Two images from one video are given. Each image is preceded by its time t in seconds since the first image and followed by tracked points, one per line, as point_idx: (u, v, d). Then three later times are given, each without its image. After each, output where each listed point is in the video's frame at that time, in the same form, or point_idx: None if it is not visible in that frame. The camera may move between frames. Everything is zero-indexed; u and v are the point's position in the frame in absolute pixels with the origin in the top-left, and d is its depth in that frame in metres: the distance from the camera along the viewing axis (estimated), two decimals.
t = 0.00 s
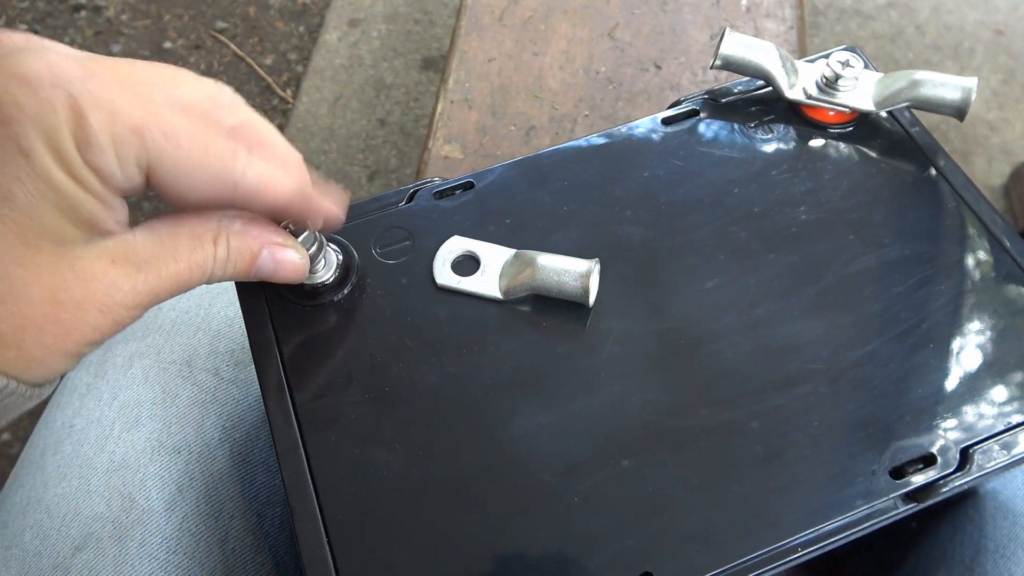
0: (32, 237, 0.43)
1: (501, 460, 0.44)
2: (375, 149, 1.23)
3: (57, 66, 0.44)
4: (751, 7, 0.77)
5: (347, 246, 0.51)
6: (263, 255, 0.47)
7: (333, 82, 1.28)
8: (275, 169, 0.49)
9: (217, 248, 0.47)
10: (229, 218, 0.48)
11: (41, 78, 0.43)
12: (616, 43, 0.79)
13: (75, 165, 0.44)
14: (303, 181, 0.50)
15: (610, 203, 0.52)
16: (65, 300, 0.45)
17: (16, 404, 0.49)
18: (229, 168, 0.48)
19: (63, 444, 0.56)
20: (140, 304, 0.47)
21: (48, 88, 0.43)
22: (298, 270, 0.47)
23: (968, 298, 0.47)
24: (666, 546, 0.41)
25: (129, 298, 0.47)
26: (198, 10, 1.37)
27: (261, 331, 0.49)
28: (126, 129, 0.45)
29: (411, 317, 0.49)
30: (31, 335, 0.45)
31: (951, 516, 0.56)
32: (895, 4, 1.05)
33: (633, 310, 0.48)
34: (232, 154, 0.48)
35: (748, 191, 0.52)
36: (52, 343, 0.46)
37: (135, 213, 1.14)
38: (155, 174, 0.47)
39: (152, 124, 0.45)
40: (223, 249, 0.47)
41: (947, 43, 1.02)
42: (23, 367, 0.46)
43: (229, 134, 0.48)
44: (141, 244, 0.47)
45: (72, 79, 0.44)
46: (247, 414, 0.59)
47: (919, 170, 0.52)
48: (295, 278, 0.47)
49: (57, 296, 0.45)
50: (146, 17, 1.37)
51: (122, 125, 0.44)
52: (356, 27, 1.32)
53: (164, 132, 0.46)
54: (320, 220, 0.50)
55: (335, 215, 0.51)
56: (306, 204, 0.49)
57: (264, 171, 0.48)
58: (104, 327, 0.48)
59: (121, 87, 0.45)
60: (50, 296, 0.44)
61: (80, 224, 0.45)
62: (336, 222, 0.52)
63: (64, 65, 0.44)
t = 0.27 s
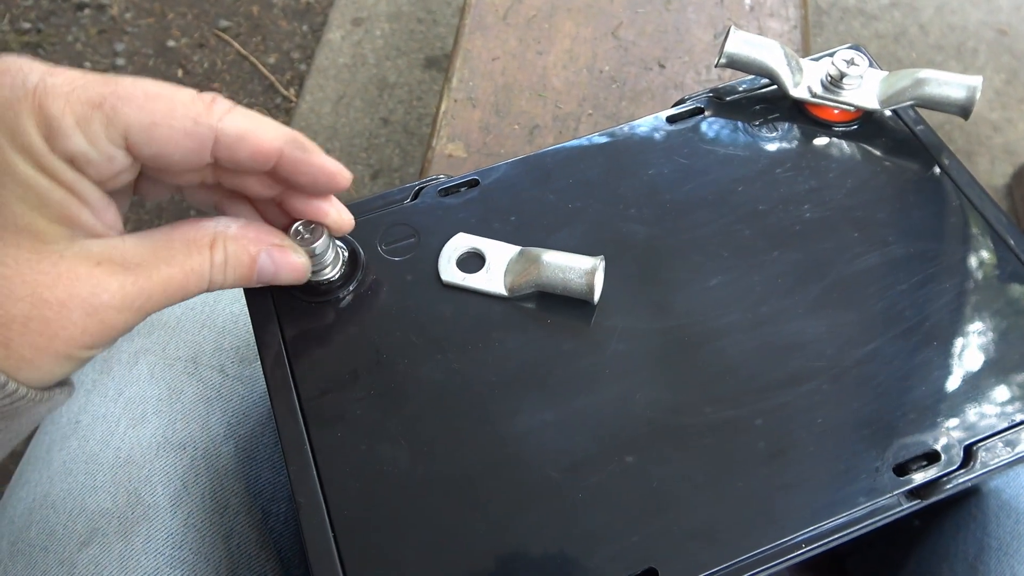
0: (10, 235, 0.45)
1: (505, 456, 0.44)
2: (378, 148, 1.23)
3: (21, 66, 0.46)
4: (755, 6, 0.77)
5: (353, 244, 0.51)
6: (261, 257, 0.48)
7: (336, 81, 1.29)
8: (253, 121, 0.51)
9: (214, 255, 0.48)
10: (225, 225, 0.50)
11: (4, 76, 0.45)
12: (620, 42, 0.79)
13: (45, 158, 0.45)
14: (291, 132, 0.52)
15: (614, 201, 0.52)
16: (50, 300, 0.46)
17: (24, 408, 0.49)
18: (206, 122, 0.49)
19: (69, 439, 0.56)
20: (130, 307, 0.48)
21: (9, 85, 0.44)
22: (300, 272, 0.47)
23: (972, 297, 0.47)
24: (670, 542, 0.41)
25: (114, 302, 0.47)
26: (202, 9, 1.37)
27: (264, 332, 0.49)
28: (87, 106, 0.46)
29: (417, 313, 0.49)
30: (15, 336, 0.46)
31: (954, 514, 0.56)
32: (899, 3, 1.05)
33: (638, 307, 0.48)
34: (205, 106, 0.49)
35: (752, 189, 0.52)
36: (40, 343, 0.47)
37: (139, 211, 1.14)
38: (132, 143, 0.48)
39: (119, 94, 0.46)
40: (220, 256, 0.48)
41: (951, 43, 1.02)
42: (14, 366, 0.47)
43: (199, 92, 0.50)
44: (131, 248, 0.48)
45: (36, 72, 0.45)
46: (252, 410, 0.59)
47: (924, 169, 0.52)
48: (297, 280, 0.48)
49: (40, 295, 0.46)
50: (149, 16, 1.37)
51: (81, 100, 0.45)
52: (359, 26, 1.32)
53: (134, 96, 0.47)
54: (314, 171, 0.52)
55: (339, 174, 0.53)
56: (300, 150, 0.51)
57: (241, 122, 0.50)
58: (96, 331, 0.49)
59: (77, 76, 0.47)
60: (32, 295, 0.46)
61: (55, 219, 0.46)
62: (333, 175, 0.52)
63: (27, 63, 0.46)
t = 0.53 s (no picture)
0: (9, 246, 0.46)
1: (509, 455, 0.44)
2: (380, 147, 1.23)
3: (28, 79, 0.46)
4: (759, 6, 0.78)
5: (359, 243, 0.51)
6: (259, 258, 0.49)
7: (339, 80, 1.29)
8: (257, 135, 0.50)
9: (210, 258, 0.50)
10: (220, 229, 0.51)
11: (9, 90, 0.45)
12: (623, 41, 0.79)
13: (47, 171, 0.46)
14: (297, 145, 0.51)
15: (618, 201, 0.52)
16: (47, 311, 0.47)
17: (26, 419, 0.50)
18: (210, 136, 0.49)
19: (75, 437, 0.56)
20: (127, 317, 0.50)
21: (15, 99, 0.45)
22: (300, 269, 0.49)
23: (976, 296, 0.47)
24: (674, 541, 0.42)
25: (113, 312, 0.49)
26: (204, 8, 1.38)
27: (268, 332, 0.49)
28: (93, 119, 0.46)
29: (422, 312, 0.49)
30: (12, 347, 0.47)
31: (957, 514, 0.56)
32: (901, 3, 1.05)
33: (642, 307, 0.48)
34: (210, 120, 0.49)
35: (756, 189, 0.52)
36: (36, 354, 0.48)
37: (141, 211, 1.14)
38: (136, 157, 0.48)
39: (123, 106, 0.46)
40: (217, 258, 0.50)
41: (953, 43, 1.02)
42: (12, 377, 0.48)
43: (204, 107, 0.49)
44: (128, 257, 0.49)
45: (42, 86, 0.45)
46: (257, 408, 0.59)
47: (928, 168, 0.52)
48: (297, 279, 0.49)
49: (38, 306, 0.47)
50: (152, 15, 1.37)
51: (87, 114, 0.45)
52: (361, 25, 1.33)
53: (139, 110, 0.46)
54: (320, 185, 0.50)
55: (345, 185, 0.50)
56: (304, 163, 0.50)
57: (245, 136, 0.49)
58: (91, 341, 0.49)
59: (83, 90, 0.47)
60: (30, 305, 0.47)
61: (56, 231, 0.47)
62: (339, 188, 0.50)
63: (33, 77, 0.46)
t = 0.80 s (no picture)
0: (23, 241, 0.45)
1: (508, 457, 0.44)
2: (381, 146, 1.23)
3: (59, 80, 0.45)
4: (759, 9, 0.77)
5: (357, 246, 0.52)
6: (267, 262, 0.48)
7: (340, 80, 1.29)
8: (282, 143, 0.49)
9: (220, 262, 0.49)
10: (230, 233, 0.50)
11: (39, 88, 0.45)
12: (624, 42, 0.79)
13: (69, 166, 0.45)
14: (321, 155, 0.50)
15: (617, 204, 0.52)
16: (57, 309, 0.46)
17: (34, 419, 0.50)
18: (236, 143, 0.47)
19: (74, 437, 0.57)
20: (137, 319, 0.48)
21: (46, 97, 0.44)
22: (306, 274, 0.48)
23: (974, 301, 0.47)
24: (671, 544, 0.42)
25: (123, 313, 0.47)
26: (206, 7, 1.38)
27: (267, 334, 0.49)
28: (121, 119, 0.45)
29: (421, 315, 0.49)
30: (19, 344, 0.46)
31: (955, 518, 0.56)
32: (903, 5, 1.05)
33: (640, 311, 0.48)
34: (236, 126, 0.47)
35: (755, 193, 0.52)
36: (43, 352, 0.47)
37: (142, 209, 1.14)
38: (162, 160, 0.46)
39: (149, 109, 0.45)
40: (227, 262, 0.49)
41: (955, 45, 1.02)
42: (16, 374, 0.47)
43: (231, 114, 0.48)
44: (138, 259, 0.48)
45: (71, 86, 0.45)
46: (256, 410, 0.60)
47: (927, 173, 0.52)
48: (304, 281, 0.48)
49: (48, 302, 0.46)
50: (154, 14, 1.37)
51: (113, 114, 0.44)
52: (363, 25, 1.33)
53: (167, 114, 0.46)
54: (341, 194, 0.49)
55: (366, 196, 0.50)
56: (328, 171, 0.49)
57: (270, 144, 0.48)
58: (100, 343, 0.48)
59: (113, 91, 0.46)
60: (39, 302, 0.45)
61: (70, 229, 0.46)
62: (359, 197, 0.50)
63: (64, 78, 0.46)
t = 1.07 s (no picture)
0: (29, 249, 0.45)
1: (506, 456, 0.45)
2: (380, 146, 1.23)
3: (54, 88, 0.47)
4: (757, 9, 0.78)
5: (356, 245, 0.52)
6: (280, 280, 0.47)
7: (339, 80, 1.29)
8: (278, 128, 0.51)
9: (232, 276, 0.48)
10: (246, 247, 0.50)
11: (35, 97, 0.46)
12: (622, 42, 0.79)
13: (69, 173, 0.46)
14: (316, 138, 0.52)
15: (615, 204, 0.53)
16: (65, 318, 0.46)
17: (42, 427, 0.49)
18: (232, 132, 0.50)
19: (73, 437, 0.57)
20: (145, 327, 0.48)
21: (41, 105, 0.46)
22: (318, 291, 0.48)
23: (972, 301, 0.48)
24: (669, 543, 0.42)
25: (131, 322, 0.47)
26: (206, 7, 1.38)
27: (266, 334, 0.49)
28: (116, 121, 0.47)
29: (419, 314, 0.49)
30: (27, 351, 0.46)
31: (952, 517, 0.56)
32: (902, 5, 1.05)
33: (638, 310, 0.48)
34: (230, 116, 0.50)
35: (753, 193, 0.52)
36: (50, 361, 0.47)
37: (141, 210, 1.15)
38: (161, 154, 0.49)
39: (144, 108, 0.47)
40: (240, 276, 0.48)
41: (954, 45, 1.02)
42: (24, 383, 0.47)
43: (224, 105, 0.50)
44: (147, 269, 0.48)
45: (66, 93, 0.47)
46: (254, 409, 0.60)
47: (924, 173, 0.52)
48: (316, 298, 0.48)
49: (56, 311, 0.46)
50: (153, 14, 1.38)
51: (110, 115, 0.46)
52: (362, 25, 1.33)
53: (161, 111, 0.48)
54: (341, 174, 0.51)
55: (368, 174, 0.51)
56: (324, 152, 0.51)
57: (265, 129, 0.50)
58: (106, 350, 0.48)
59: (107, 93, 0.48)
60: (47, 310, 0.46)
61: (75, 235, 0.47)
62: (360, 176, 0.51)
63: (59, 87, 0.47)
